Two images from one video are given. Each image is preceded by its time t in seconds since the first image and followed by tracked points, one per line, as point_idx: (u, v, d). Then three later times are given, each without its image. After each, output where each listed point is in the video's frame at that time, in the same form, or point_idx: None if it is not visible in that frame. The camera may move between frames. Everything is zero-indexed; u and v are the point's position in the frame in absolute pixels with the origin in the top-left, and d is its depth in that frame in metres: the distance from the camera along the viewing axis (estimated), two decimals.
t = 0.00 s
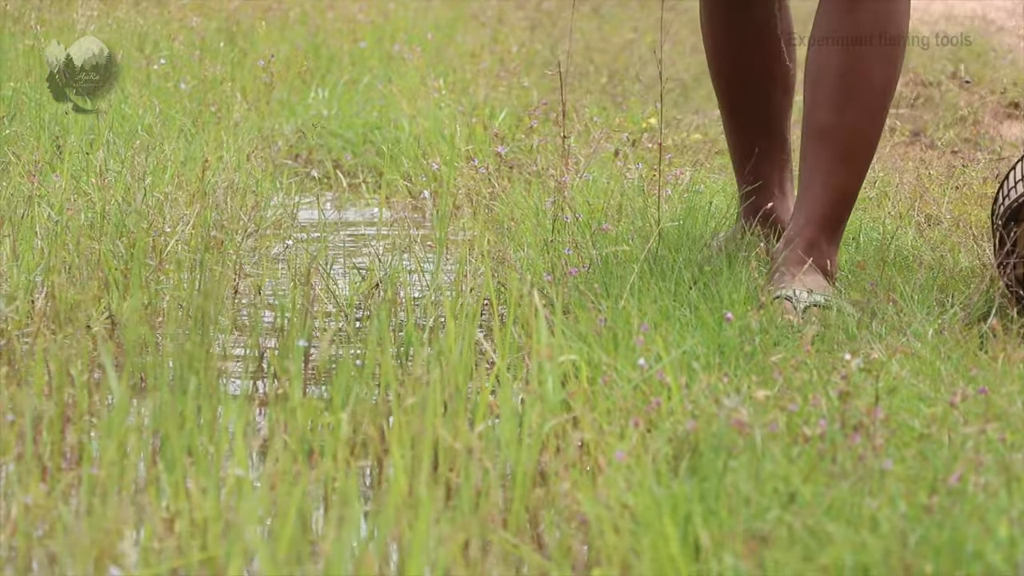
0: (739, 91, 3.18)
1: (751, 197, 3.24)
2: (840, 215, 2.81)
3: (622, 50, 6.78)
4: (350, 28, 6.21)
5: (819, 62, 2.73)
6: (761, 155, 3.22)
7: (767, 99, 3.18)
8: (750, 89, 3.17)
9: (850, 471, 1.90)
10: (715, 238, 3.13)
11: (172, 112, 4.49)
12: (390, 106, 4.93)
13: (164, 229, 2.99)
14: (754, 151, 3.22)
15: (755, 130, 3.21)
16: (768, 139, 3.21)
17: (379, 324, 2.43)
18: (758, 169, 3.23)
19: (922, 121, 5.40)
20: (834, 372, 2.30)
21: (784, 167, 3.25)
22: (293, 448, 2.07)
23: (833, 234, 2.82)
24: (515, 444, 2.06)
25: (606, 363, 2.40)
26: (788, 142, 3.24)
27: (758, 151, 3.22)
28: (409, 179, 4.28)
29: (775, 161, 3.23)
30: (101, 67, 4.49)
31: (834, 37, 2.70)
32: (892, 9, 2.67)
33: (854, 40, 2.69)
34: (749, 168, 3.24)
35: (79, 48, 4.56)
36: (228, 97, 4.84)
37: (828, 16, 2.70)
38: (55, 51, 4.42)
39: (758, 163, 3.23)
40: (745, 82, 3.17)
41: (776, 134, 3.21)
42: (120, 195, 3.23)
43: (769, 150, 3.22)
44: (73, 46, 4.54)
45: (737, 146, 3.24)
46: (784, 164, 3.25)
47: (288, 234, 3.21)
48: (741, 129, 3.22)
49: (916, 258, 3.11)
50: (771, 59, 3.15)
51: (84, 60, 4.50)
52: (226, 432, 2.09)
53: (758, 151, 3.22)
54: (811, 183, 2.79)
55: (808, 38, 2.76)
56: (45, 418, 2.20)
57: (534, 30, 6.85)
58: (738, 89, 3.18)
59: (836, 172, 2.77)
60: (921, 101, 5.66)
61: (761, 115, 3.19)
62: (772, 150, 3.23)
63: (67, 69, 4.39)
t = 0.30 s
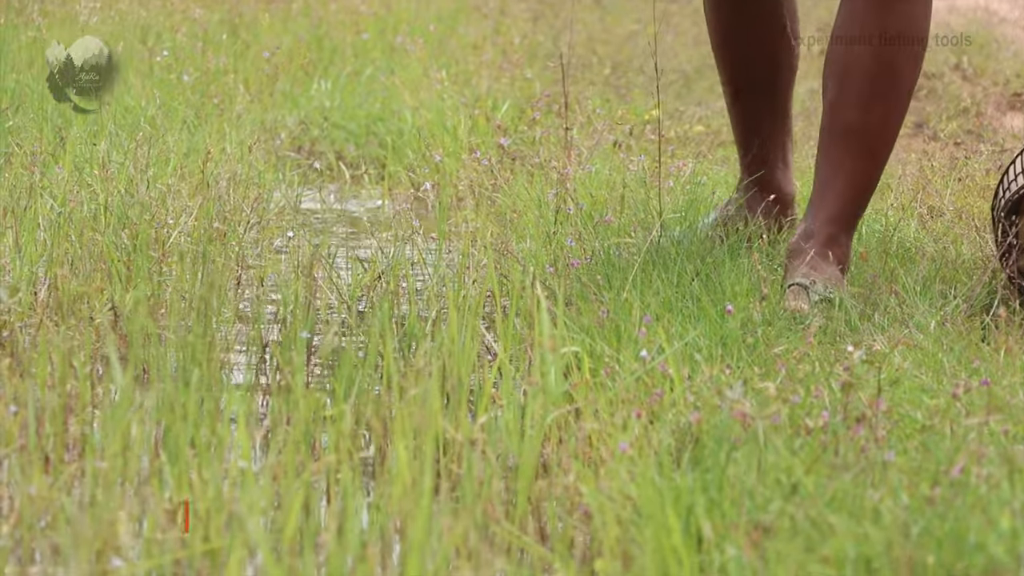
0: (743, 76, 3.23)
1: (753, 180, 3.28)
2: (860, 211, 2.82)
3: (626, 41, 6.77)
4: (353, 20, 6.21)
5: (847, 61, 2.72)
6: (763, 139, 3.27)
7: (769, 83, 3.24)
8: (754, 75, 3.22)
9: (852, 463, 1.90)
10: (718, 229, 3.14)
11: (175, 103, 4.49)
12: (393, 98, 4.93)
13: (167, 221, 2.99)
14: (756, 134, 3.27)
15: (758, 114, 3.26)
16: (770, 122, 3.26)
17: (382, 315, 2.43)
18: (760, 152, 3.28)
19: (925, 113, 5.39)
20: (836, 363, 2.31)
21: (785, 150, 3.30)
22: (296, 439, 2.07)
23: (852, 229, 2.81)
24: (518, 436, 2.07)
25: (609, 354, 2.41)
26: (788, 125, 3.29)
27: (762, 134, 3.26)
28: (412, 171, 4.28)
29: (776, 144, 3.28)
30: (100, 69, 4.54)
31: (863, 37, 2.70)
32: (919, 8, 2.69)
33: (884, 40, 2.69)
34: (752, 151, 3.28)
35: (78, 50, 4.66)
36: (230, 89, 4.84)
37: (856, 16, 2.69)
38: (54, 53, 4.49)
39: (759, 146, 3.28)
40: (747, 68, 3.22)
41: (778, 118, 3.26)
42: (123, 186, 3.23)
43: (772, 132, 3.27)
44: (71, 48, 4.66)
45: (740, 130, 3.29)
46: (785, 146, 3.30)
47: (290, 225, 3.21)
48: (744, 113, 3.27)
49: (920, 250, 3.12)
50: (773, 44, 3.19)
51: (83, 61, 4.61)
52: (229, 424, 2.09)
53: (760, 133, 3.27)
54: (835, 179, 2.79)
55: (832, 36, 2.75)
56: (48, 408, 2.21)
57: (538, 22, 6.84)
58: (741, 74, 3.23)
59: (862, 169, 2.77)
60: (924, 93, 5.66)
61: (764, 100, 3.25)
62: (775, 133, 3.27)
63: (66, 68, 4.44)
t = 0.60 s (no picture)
0: (650, 47, 3.13)
1: (642, 151, 3.20)
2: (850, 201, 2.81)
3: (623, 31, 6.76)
4: (349, 10, 6.19)
5: (839, 58, 2.71)
6: (657, 110, 3.19)
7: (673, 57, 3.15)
8: (660, 47, 3.13)
9: (849, 452, 1.90)
10: (715, 219, 3.14)
11: (172, 92, 4.48)
12: (390, 88, 4.92)
13: (164, 210, 2.98)
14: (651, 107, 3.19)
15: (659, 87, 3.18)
16: (665, 95, 3.19)
17: (379, 304, 2.43)
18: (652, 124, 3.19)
19: (922, 102, 5.39)
20: (833, 353, 2.32)
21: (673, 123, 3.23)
22: (293, 428, 2.07)
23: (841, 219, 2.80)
24: (515, 426, 2.07)
25: (606, 343, 2.41)
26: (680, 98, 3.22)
27: (653, 108, 3.19)
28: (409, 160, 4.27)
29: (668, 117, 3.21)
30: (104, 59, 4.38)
31: (857, 34, 2.70)
32: (913, 8, 2.69)
33: (877, 39, 2.69)
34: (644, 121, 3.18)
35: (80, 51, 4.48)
36: (227, 78, 4.83)
37: (849, 13, 2.69)
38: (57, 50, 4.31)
39: (650, 116, 3.20)
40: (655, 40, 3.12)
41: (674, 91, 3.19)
42: (120, 176, 3.23)
43: (665, 105, 3.20)
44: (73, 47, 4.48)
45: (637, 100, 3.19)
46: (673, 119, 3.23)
47: (287, 215, 3.20)
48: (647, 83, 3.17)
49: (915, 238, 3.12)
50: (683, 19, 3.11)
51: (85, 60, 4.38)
52: (226, 413, 2.09)
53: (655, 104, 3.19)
54: (823, 170, 2.78)
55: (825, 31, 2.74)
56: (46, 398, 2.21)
57: (535, 12, 6.83)
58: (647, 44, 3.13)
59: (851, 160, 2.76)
60: (921, 83, 5.65)
61: (664, 72, 3.16)
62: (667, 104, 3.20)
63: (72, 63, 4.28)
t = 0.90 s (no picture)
0: (690, 43, 2.78)
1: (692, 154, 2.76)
2: (837, 186, 2.88)
3: (621, 18, 6.75)
4: None
5: (824, 57, 2.74)
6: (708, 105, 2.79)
7: (718, 46, 2.78)
8: (701, 40, 2.77)
9: (846, 439, 1.90)
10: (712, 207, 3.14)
11: (169, 79, 4.48)
12: (387, 75, 4.91)
13: (161, 198, 2.98)
14: (700, 103, 2.80)
15: (707, 81, 2.79)
16: (715, 87, 2.79)
17: (377, 291, 2.44)
18: (705, 123, 2.80)
19: (920, 89, 5.38)
20: (830, 340, 2.32)
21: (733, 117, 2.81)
22: (291, 415, 2.07)
23: (830, 205, 2.88)
24: (512, 413, 2.07)
25: (603, 331, 2.41)
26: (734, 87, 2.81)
27: (705, 105, 2.80)
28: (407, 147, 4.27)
29: (723, 110, 2.80)
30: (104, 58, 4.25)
31: (844, 33, 2.71)
32: (903, 8, 2.69)
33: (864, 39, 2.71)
34: (698, 122, 2.81)
35: (81, 49, 4.35)
36: (224, 66, 4.83)
37: (835, 14, 2.71)
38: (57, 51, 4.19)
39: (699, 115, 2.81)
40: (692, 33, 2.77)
41: (724, 83, 2.79)
42: (117, 163, 3.22)
43: (719, 99, 2.79)
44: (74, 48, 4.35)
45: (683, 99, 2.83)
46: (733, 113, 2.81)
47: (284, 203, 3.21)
48: (693, 81, 2.80)
49: (914, 223, 3.13)
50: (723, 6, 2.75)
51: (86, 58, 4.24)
52: (224, 400, 2.09)
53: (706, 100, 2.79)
54: (807, 159, 2.84)
55: (814, 26, 2.76)
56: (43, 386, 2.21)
57: None
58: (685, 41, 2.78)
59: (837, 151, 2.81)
60: (918, 70, 5.64)
61: (713, 69, 2.79)
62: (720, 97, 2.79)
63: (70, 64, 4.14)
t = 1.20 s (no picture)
0: (735, 101, 2.52)
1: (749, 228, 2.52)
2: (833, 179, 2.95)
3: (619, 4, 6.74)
4: None
5: (826, 57, 2.82)
6: (757, 165, 2.51)
7: (767, 99, 2.51)
8: (747, 97, 2.51)
9: (843, 426, 1.90)
10: (708, 196, 3.15)
11: (167, 66, 4.47)
12: (385, 61, 4.90)
13: (158, 183, 2.98)
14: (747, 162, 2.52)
15: (755, 139, 2.51)
16: (765, 147, 2.52)
17: (374, 279, 2.43)
18: (754, 186, 2.52)
19: (917, 76, 5.38)
20: (827, 328, 2.33)
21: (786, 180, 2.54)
22: (289, 401, 2.07)
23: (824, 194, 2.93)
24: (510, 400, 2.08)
25: (601, 318, 2.42)
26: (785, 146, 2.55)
27: (754, 167, 2.52)
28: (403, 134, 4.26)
29: (774, 170, 2.52)
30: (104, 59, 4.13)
31: (847, 32, 2.79)
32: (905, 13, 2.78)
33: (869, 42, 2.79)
34: (744, 184, 2.52)
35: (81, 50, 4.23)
36: (221, 53, 4.82)
37: (837, 19, 2.78)
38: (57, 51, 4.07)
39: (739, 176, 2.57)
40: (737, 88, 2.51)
41: (775, 141, 2.52)
42: (114, 149, 3.22)
43: (770, 160, 2.52)
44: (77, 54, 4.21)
45: (728, 156, 2.54)
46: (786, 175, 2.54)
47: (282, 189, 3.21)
48: (739, 139, 2.52)
49: (910, 211, 3.14)
50: (771, 59, 2.50)
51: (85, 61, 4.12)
52: (221, 387, 2.09)
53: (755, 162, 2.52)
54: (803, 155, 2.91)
55: (813, 23, 2.83)
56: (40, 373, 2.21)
57: None
58: (729, 99, 2.52)
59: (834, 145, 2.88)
60: (916, 57, 5.64)
61: (767, 106, 2.51)
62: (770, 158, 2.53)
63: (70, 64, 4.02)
